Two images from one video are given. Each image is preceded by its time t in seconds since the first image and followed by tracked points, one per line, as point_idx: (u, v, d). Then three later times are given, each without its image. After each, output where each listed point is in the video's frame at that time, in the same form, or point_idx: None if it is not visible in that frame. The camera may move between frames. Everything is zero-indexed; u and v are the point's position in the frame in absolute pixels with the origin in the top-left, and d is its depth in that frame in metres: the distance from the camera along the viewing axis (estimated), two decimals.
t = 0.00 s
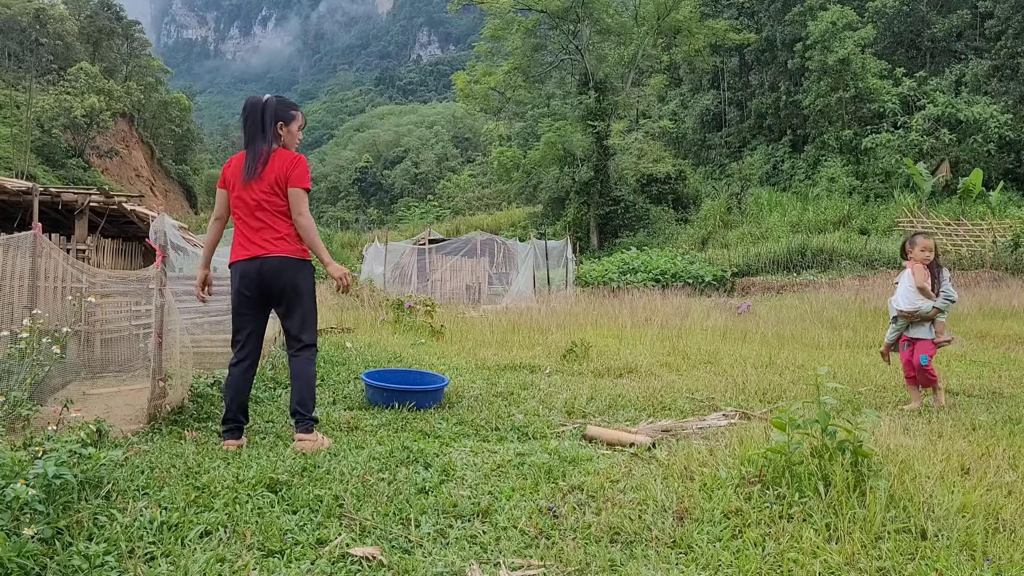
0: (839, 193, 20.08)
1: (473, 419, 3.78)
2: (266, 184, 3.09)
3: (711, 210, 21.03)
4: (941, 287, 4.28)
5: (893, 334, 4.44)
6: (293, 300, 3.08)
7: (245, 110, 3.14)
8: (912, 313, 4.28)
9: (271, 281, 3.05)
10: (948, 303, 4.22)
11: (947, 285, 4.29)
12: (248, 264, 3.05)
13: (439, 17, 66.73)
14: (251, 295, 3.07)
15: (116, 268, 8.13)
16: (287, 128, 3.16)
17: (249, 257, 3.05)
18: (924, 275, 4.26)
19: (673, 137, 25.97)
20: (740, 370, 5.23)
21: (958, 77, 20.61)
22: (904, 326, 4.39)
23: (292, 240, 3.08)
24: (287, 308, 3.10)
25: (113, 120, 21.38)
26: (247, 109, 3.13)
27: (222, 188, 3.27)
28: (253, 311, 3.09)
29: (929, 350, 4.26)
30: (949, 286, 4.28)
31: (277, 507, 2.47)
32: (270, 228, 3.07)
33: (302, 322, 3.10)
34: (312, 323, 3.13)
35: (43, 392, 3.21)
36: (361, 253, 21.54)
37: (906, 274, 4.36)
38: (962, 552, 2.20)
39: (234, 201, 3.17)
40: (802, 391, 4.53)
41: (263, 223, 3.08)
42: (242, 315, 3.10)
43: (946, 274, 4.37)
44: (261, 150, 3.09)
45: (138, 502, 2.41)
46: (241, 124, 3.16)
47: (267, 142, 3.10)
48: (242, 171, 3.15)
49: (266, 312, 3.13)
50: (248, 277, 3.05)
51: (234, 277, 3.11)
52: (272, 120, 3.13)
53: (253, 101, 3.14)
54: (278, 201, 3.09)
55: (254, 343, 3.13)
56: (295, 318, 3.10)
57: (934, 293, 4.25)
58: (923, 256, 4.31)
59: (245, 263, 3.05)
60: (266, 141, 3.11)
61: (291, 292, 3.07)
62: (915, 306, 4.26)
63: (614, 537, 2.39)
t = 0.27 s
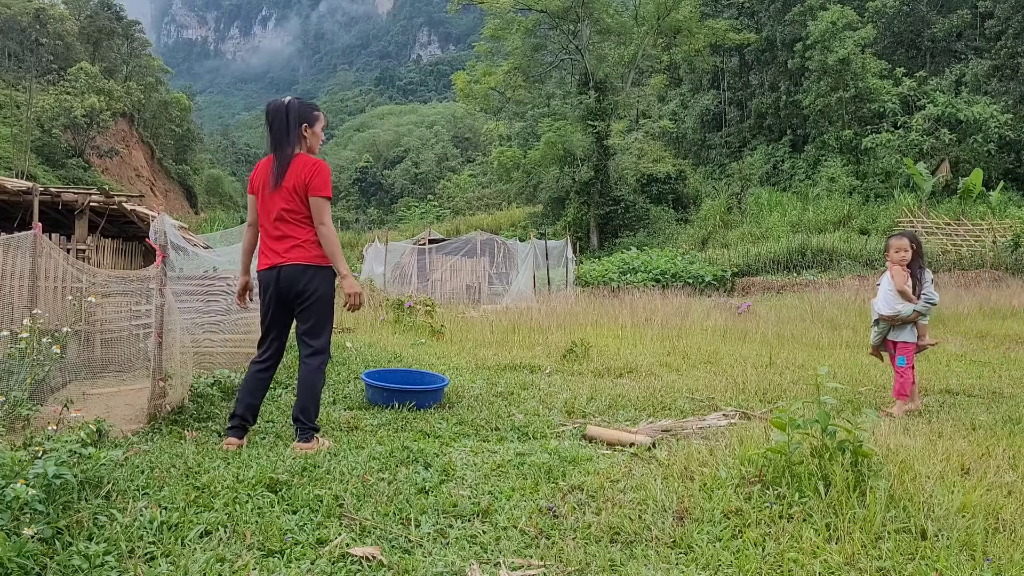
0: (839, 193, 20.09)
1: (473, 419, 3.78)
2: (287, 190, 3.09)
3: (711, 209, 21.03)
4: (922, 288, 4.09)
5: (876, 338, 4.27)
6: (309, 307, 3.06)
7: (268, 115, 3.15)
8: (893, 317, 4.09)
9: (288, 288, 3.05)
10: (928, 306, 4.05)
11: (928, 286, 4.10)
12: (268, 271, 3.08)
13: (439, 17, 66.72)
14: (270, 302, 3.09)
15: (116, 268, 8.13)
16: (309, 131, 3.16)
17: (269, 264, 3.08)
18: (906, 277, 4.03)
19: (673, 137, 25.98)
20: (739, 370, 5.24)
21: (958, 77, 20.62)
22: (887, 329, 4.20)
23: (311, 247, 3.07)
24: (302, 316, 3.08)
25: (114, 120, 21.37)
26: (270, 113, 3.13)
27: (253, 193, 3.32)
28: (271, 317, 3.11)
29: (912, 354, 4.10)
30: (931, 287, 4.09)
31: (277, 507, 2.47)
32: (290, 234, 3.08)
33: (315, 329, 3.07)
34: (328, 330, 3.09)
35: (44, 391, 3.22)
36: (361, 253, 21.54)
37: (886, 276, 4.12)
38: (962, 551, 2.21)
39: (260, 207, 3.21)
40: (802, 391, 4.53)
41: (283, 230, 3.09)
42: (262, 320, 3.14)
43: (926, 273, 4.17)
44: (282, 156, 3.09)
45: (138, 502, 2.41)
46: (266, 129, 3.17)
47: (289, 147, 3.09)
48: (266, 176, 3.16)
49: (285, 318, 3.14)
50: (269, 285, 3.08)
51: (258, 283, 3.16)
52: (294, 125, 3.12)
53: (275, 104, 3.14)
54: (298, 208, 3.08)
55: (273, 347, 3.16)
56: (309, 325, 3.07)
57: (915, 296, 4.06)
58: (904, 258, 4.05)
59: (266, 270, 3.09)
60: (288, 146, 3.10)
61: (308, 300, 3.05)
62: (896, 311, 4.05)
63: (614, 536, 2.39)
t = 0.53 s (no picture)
0: (838, 193, 20.09)
1: (473, 419, 3.78)
2: (294, 189, 3.09)
3: (711, 209, 21.03)
4: (898, 286, 4.02)
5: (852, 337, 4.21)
6: (316, 307, 3.06)
7: (275, 113, 3.15)
8: (868, 315, 4.04)
9: (295, 288, 3.06)
10: (903, 304, 3.97)
11: (906, 285, 4.02)
12: (276, 270, 3.10)
13: (439, 17, 66.73)
14: (276, 301, 3.10)
15: (116, 268, 8.13)
16: (316, 129, 3.15)
17: (277, 264, 3.10)
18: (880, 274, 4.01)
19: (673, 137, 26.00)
20: (740, 370, 5.23)
21: (958, 77, 20.62)
22: (864, 328, 4.15)
23: (318, 246, 3.07)
24: (307, 315, 3.07)
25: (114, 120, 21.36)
26: (277, 111, 3.13)
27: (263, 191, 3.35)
28: (278, 317, 3.12)
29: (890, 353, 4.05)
30: (908, 286, 4.01)
31: (277, 507, 2.47)
32: (298, 233, 3.09)
33: (319, 328, 3.06)
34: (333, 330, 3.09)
35: (44, 391, 3.22)
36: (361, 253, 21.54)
37: (862, 274, 4.11)
38: (962, 552, 2.20)
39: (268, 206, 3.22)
40: (802, 391, 4.54)
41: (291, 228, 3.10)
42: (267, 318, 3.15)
43: (906, 272, 4.10)
44: (289, 154, 3.09)
45: (137, 502, 2.41)
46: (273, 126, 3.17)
47: (295, 145, 3.08)
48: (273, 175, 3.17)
49: (291, 317, 3.14)
50: (276, 283, 3.10)
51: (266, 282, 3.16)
52: (300, 122, 3.11)
53: (281, 102, 3.13)
54: (305, 206, 3.09)
55: (280, 345, 3.17)
56: (313, 324, 3.07)
57: (890, 293, 4.00)
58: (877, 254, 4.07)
59: (274, 269, 3.10)
60: (295, 144, 3.09)
61: (314, 299, 3.05)
62: (870, 308, 4.01)
63: (613, 536, 2.39)
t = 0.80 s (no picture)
0: (839, 193, 20.08)
1: (473, 419, 3.78)
2: (296, 190, 3.09)
3: (711, 209, 21.03)
4: (865, 285, 3.96)
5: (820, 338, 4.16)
6: (319, 307, 3.05)
7: (275, 115, 3.16)
8: (834, 316, 3.99)
9: (297, 288, 3.05)
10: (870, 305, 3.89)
11: (872, 284, 3.96)
12: (278, 271, 3.09)
13: (439, 17, 66.74)
14: (278, 301, 3.09)
15: (116, 268, 8.13)
16: (317, 129, 3.15)
17: (279, 265, 3.10)
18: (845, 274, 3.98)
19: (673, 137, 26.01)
20: (740, 370, 5.23)
21: (958, 77, 20.61)
22: (831, 328, 4.10)
23: (322, 246, 3.07)
24: (309, 315, 3.06)
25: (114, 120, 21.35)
26: (278, 112, 3.14)
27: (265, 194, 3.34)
28: (279, 318, 3.10)
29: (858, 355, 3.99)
30: (875, 285, 3.94)
31: (277, 507, 2.47)
32: (299, 233, 3.08)
33: (321, 328, 3.05)
34: (335, 330, 3.08)
35: (44, 391, 3.22)
36: (361, 253, 21.54)
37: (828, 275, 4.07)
38: (962, 552, 2.21)
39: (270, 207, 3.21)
40: (802, 391, 4.53)
41: (294, 228, 3.09)
42: (268, 319, 3.14)
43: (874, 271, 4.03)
44: (291, 154, 3.09)
45: (138, 502, 2.41)
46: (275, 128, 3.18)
47: (297, 145, 3.09)
48: (275, 175, 3.17)
49: (292, 318, 3.13)
50: (279, 284, 3.09)
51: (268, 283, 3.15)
52: (302, 122, 3.12)
53: (283, 102, 3.14)
54: (309, 206, 3.08)
55: (281, 346, 3.16)
56: (315, 324, 3.05)
57: (856, 294, 3.96)
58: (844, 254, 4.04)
59: (276, 270, 3.10)
60: (296, 145, 3.10)
61: (316, 299, 3.04)
62: (836, 309, 3.97)
63: (613, 536, 2.39)
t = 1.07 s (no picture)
0: (839, 193, 20.08)
1: (473, 419, 3.78)
2: (298, 189, 3.08)
3: (711, 209, 21.03)
4: (832, 286, 3.99)
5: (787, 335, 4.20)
6: (320, 307, 3.04)
7: (277, 114, 3.16)
8: (801, 316, 4.01)
9: (299, 288, 3.03)
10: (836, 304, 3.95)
11: (838, 284, 4.01)
12: (280, 271, 3.08)
13: (439, 17, 66.70)
14: (278, 301, 3.07)
15: (116, 268, 8.13)
16: (318, 129, 3.15)
17: (280, 265, 3.08)
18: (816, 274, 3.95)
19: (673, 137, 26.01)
20: (740, 370, 5.23)
21: (958, 77, 20.61)
22: (797, 326, 4.13)
23: (325, 246, 3.06)
24: (310, 315, 3.04)
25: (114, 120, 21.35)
26: (279, 112, 3.14)
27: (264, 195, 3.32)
28: (279, 318, 3.08)
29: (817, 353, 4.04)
30: (841, 285, 3.99)
31: (277, 507, 2.47)
32: (301, 233, 3.07)
33: (322, 328, 3.04)
34: (336, 330, 3.08)
35: (44, 392, 3.22)
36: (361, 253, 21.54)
37: (797, 274, 4.04)
38: (963, 551, 2.21)
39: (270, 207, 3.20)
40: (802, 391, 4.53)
41: (295, 227, 3.08)
42: (268, 320, 3.11)
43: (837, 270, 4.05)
44: (293, 153, 3.09)
45: (138, 502, 2.41)
46: (276, 128, 3.18)
47: (299, 145, 3.09)
48: (276, 175, 3.16)
49: (293, 318, 3.11)
50: (279, 284, 3.07)
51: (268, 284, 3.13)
52: (304, 122, 3.12)
53: (285, 101, 3.13)
54: (311, 206, 3.08)
55: (280, 347, 3.14)
56: (316, 324, 3.04)
57: (823, 294, 3.98)
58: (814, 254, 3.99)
59: (278, 270, 3.08)
60: (298, 144, 3.10)
61: (319, 299, 3.03)
62: (804, 309, 3.99)
63: (614, 536, 2.39)
